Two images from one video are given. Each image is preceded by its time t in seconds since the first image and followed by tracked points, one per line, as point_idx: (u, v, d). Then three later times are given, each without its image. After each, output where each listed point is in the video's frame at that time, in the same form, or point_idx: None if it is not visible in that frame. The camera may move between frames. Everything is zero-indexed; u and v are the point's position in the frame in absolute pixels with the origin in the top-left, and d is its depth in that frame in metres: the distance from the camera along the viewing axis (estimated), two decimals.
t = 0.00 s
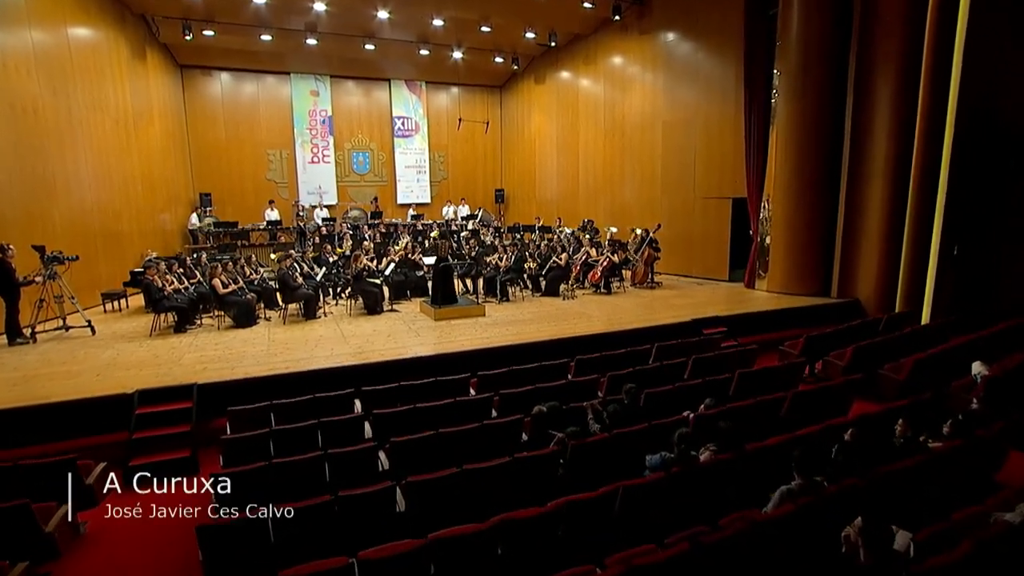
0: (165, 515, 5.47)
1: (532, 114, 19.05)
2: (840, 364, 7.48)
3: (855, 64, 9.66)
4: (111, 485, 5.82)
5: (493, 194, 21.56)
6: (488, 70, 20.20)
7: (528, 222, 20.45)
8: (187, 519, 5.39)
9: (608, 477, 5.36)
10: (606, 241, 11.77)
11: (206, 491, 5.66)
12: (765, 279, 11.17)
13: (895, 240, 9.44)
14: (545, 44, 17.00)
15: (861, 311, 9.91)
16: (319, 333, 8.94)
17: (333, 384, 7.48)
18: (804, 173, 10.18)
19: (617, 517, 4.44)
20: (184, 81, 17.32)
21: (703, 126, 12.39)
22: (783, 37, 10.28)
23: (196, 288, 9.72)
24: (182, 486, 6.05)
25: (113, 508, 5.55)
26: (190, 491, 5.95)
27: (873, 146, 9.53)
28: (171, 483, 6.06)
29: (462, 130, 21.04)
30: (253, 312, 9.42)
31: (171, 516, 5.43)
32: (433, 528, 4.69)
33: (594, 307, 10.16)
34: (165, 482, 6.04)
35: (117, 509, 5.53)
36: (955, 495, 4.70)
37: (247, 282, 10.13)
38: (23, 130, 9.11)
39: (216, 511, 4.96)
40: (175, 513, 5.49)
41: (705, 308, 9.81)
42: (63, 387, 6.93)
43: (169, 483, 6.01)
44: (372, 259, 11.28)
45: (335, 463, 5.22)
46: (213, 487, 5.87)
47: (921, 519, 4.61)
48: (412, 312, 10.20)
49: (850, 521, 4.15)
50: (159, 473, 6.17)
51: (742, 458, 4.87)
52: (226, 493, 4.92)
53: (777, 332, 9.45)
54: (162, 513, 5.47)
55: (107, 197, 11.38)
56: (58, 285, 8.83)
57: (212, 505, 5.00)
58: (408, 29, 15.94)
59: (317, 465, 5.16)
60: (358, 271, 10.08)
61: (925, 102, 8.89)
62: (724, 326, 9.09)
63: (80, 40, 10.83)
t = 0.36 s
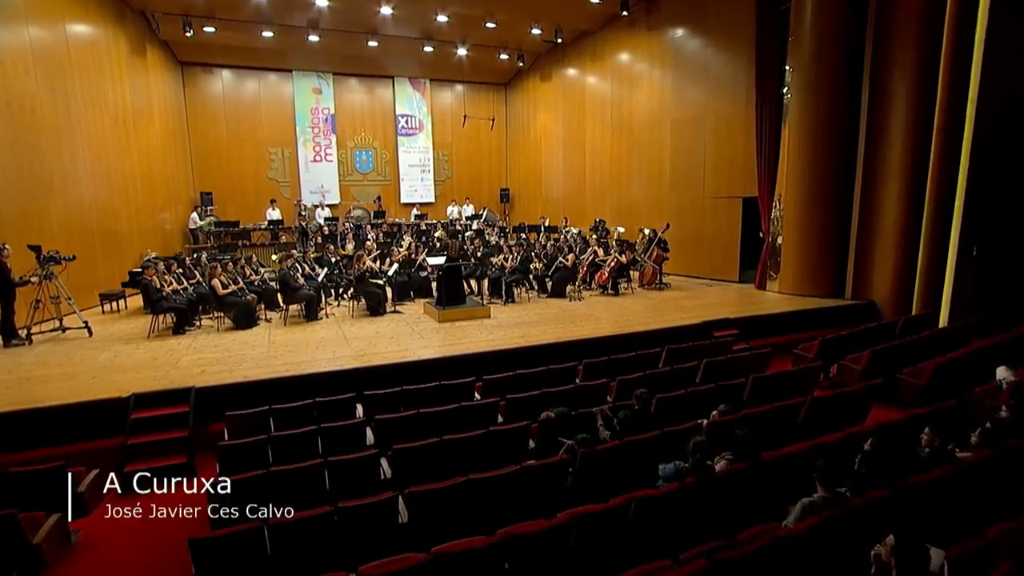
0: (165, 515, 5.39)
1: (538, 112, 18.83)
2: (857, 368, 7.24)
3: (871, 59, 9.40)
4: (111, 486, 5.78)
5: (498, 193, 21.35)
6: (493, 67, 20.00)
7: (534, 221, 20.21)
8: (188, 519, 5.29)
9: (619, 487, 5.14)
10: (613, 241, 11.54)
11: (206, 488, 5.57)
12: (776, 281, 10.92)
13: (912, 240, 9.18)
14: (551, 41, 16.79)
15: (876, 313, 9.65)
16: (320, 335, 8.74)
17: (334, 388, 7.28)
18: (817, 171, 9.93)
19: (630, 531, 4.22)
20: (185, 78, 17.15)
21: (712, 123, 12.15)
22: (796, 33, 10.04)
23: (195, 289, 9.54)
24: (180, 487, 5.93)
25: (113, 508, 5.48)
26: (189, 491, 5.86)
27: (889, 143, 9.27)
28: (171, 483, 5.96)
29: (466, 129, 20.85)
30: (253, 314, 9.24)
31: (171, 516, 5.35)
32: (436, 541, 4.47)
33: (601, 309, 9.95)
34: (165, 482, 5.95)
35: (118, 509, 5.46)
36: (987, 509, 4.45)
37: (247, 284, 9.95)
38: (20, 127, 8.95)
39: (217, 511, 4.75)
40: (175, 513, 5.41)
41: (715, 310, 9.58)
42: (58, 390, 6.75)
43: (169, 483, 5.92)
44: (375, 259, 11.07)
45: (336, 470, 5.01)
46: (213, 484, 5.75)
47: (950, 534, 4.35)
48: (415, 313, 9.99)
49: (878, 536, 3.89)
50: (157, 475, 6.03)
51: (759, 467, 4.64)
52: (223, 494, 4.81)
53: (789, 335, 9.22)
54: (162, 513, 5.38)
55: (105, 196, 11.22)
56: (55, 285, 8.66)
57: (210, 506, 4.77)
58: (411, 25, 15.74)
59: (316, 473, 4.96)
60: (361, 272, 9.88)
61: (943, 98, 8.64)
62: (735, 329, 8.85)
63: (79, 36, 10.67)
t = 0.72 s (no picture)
0: (165, 515, 5.34)
1: (543, 110, 18.62)
2: (875, 372, 7.00)
3: (888, 54, 9.15)
4: (111, 487, 5.62)
5: (503, 193, 21.14)
6: (499, 64, 19.79)
7: (539, 221, 19.99)
8: (188, 519, 5.26)
9: (632, 497, 4.92)
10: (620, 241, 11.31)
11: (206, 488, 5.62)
12: (789, 282, 10.66)
13: (929, 241, 8.93)
14: (557, 37, 16.57)
15: (892, 315, 9.40)
16: (321, 337, 8.53)
17: (336, 392, 7.08)
18: (831, 169, 9.68)
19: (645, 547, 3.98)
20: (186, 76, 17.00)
21: (722, 120, 11.90)
22: (809, 28, 9.80)
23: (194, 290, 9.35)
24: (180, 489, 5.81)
25: (113, 508, 5.44)
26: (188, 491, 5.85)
27: (906, 140, 9.02)
28: (171, 483, 5.86)
29: (471, 128, 20.64)
30: (254, 315, 9.05)
31: (171, 516, 5.31)
32: (440, 554, 4.27)
33: (609, 310, 9.73)
34: (165, 482, 5.83)
35: (118, 508, 5.43)
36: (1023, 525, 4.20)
37: (248, 284, 9.77)
38: (17, 125, 8.79)
39: (216, 511, 4.50)
40: (175, 513, 5.37)
41: (726, 312, 9.34)
42: (52, 393, 6.58)
43: (169, 483, 5.81)
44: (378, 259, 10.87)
45: (336, 479, 4.79)
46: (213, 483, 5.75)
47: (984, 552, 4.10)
48: (419, 315, 9.80)
49: (910, 556, 3.62)
50: (151, 481, 5.82)
51: (780, 478, 4.42)
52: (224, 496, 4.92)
53: (803, 338, 8.98)
54: (163, 513, 5.35)
55: (104, 195, 11.05)
56: (51, 286, 8.49)
57: (205, 506, 4.50)
58: (415, 21, 15.55)
59: (316, 481, 4.75)
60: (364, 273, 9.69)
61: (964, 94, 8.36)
62: (747, 332, 8.63)
63: (77, 33, 10.51)
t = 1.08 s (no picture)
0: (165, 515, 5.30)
1: (549, 109, 18.43)
2: (893, 377, 6.78)
3: (904, 50, 8.92)
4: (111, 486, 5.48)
5: (508, 192, 20.96)
6: (503, 61, 19.59)
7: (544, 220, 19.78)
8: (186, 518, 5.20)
9: (644, 507, 4.72)
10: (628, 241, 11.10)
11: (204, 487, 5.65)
12: (800, 283, 10.43)
13: (946, 241, 8.69)
14: (563, 34, 16.36)
15: (906, 317, 9.16)
16: (322, 340, 8.34)
17: (337, 396, 6.89)
18: (843, 167, 9.45)
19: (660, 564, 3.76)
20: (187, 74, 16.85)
21: (732, 118, 11.70)
22: (822, 23, 9.59)
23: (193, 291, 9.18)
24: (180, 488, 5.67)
25: (113, 508, 5.38)
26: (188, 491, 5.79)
27: (922, 138, 8.79)
28: (171, 482, 5.72)
29: (475, 126, 20.45)
30: (254, 317, 8.88)
31: (171, 516, 5.26)
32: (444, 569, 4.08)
33: (616, 312, 9.53)
34: (165, 482, 5.70)
35: (118, 508, 5.39)
36: None
37: (248, 284, 9.61)
38: (14, 122, 8.63)
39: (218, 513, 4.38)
40: (175, 513, 5.32)
41: (736, 314, 9.13)
42: (47, 397, 6.41)
43: (169, 484, 5.67)
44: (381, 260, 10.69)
45: (336, 487, 4.61)
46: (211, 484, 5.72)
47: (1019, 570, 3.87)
48: (423, 316, 9.61)
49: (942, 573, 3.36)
50: (148, 486, 5.63)
51: (800, 488, 4.21)
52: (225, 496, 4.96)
53: (815, 340, 8.77)
54: (162, 514, 5.31)
55: (103, 194, 10.88)
56: (48, 286, 8.33)
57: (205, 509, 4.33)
58: (419, 18, 15.38)
59: (315, 490, 4.56)
60: (366, 274, 9.51)
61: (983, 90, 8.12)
62: (759, 335, 8.42)
63: (76, 30, 10.36)
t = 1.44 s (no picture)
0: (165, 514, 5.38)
1: (553, 107, 18.26)
2: (909, 380, 6.59)
3: (918, 45, 8.72)
4: (111, 485, 5.42)
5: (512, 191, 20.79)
6: (508, 59, 19.43)
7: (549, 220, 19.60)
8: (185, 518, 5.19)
9: (655, 516, 4.55)
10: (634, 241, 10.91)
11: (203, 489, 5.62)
12: (809, 284, 10.24)
13: (961, 241, 8.47)
14: (569, 31, 16.19)
15: (920, 319, 8.96)
16: (324, 341, 8.18)
17: (338, 399, 6.73)
18: (855, 166, 9.26)
19: None
20: (188, 72, 16.72)
21: (741, 116, 11.51)
22: (834, 19, 9.40)
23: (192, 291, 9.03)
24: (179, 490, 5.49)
25: (112, 508, 5.24)
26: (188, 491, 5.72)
27: (937, 135, 8.58)
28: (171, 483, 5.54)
29: (479, 124, 20.29)
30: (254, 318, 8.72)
31: (171, 516, 5.27)
32: None
33: (623, 313, 9.34)
34: (165, 482, 5.55)
35: (118, 508, 5.26)
36: None
37: (248, 285, 9.46)
38: (11, 119, 8.49)
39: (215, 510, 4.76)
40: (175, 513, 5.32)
41: (746, 315, 8.94)
42: (41, 400, 6.26)
43: (171, 484, 5.50)
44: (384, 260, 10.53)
45: (336, 495, 4.46)
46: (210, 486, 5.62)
47: None
48: (426, 318, 9.43)
49: None
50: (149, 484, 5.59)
51: (821, 499, 4.03)
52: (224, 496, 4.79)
53: (827, 343, 8.58)
54: (162, 512, 5.36)
55: (102, 192, 10.74)
56: (44, 287, 8.19)
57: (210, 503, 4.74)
58: (422, 15, 15.23)
59: (315, 498, 4.40)
60: (368, 274, 9.35)
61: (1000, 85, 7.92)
62: (770, 337, 8.24)
63: (75, 27, 10.24)
